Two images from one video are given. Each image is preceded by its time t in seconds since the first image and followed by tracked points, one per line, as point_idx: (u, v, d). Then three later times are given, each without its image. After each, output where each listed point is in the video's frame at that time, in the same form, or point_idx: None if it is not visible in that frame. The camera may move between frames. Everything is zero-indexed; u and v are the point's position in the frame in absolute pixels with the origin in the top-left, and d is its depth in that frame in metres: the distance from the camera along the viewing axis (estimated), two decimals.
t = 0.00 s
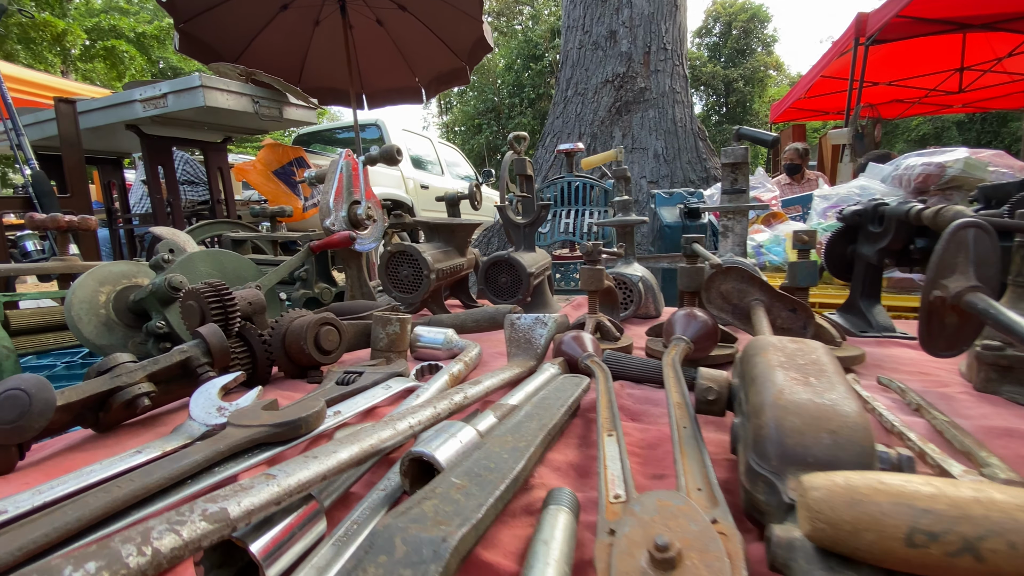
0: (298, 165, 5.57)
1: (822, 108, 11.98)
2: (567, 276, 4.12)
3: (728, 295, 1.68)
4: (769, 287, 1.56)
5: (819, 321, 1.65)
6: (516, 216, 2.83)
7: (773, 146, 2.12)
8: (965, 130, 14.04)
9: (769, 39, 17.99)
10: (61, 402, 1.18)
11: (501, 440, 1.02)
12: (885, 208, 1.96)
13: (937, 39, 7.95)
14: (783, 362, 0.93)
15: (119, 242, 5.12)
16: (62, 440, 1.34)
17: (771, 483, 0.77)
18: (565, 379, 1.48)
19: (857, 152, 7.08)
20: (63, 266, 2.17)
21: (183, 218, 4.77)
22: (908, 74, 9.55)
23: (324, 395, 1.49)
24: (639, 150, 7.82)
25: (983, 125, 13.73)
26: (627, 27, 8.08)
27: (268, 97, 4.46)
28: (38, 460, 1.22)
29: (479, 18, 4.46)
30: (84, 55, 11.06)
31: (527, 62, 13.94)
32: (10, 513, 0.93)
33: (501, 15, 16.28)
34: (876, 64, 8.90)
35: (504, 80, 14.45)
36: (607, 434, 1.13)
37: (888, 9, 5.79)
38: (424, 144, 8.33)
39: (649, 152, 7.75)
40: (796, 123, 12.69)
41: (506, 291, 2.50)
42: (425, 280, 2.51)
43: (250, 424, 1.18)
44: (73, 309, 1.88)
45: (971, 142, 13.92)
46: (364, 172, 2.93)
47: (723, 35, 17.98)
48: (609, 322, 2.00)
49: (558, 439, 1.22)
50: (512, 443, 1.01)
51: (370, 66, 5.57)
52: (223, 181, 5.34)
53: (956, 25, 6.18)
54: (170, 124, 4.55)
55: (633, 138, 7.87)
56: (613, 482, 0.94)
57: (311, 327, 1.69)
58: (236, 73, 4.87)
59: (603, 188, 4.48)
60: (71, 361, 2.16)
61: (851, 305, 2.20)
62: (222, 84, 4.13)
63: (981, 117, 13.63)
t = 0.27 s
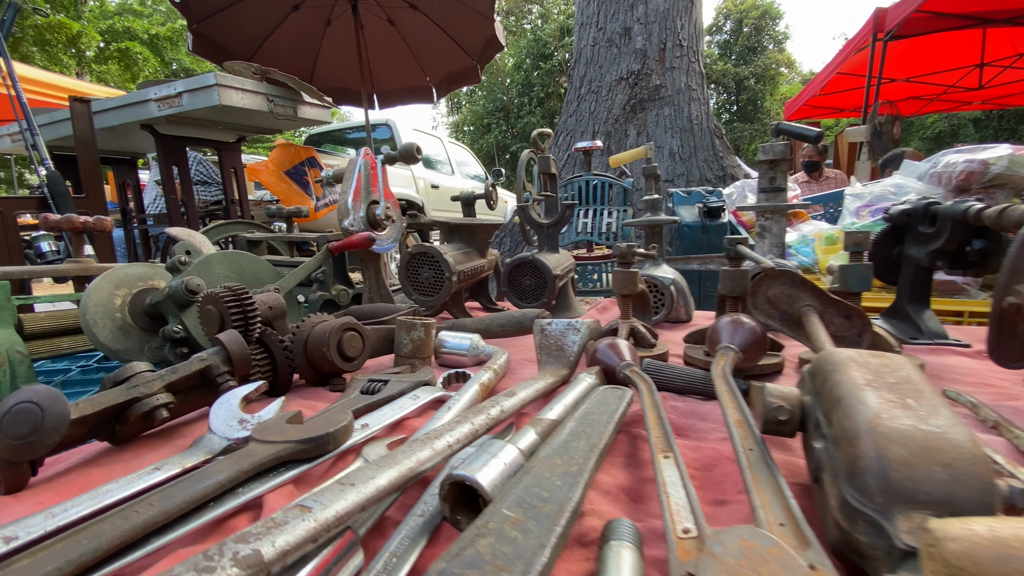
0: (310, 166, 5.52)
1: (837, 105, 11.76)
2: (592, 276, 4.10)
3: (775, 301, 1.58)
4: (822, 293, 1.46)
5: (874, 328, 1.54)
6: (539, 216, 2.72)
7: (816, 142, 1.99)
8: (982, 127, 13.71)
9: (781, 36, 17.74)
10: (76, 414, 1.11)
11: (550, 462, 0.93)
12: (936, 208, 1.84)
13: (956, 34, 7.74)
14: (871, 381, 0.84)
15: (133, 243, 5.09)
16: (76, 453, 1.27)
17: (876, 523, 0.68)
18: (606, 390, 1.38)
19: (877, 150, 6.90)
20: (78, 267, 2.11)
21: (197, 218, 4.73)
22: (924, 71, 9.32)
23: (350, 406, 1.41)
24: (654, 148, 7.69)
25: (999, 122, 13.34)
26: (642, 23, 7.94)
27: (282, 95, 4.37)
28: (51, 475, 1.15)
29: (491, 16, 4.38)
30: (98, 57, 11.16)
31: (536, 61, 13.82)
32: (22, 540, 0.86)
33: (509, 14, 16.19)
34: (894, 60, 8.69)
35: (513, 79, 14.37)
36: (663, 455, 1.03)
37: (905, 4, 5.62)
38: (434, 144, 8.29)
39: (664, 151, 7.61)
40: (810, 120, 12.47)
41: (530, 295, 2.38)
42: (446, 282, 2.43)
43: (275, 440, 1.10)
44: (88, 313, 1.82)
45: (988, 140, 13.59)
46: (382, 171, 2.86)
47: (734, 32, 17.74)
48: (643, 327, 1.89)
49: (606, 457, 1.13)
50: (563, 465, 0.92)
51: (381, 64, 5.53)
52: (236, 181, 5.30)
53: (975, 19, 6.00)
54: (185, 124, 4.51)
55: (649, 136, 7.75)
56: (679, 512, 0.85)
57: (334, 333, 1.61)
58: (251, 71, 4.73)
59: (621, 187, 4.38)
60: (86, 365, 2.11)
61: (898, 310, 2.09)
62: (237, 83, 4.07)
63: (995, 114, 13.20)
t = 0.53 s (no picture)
0: (322, 166, 5.42)
1: (854, 102, 11.51)
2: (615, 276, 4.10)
3: (832, 306, 1.46)
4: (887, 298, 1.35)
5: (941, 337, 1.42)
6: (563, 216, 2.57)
7: (864, 136, 1.94)
8: (1000, 124, 13.37)
9: (795, 32, 17.47)
10: (90, 428, 1.03)
11: (610, 490, 0.84)
12: (998, 206, 1.71)
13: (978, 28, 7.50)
14: (985, 404, 0.73)
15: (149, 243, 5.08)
16: (91, 467, 1.20)
17: (1015, 575, 0.57)
18: (653, 403, 1.28)
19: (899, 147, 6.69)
20: (94, 269, 2.05)
21: (212, 218, 4.70)
22: (942, 67, 9.06)
23: (379, 418, 1.32)
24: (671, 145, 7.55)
25: (1019, 120, 13.00)
26: (659, 19, 7.79)
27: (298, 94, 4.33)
28: (65, 492, 1.07)
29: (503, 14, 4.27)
30: (114, 59, 11.26)
31: (546, 60, 13.71)
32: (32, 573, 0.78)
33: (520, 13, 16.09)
34: (914, 56, 8.45)
35: (523, 79, 14.28)
36: (731, 481, 0.93)
37: None
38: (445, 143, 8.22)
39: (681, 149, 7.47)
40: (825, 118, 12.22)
41: (557, 297, 2.26)
42: (469, 284, 2.34)
43: (302, 458, 1.01)
44: (104, 317, 1.76)
45: (1008, 137, 13.25)
46: (402, 170, 2.78)
47: (746, 29, 17.49)
48: (683, 333, 1.78)
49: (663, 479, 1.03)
50: (626, 494, 0.83)
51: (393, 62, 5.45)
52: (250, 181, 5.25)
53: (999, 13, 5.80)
54: (200, 123, 4.46)
55: (665, 133, 7.60)
56: (763, 551, 0.74)
57: (359, 339, 1.53)
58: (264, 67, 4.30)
59: (643, 185, 4.27)
60: (102, 369, 2.05)
61: (952, 315, 1.96)
62: (253, 81, 4.01)
63: (1014, 112, 12.83)
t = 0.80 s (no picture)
0: (337, 165, 5.36)
1: (872, 99, 11.25)
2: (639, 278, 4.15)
3: (895, 313, 1.36)
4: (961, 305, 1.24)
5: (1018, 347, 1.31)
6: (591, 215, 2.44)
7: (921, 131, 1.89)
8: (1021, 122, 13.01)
9: (809, 29, 17.18)
10: (108, 445, 0.96)
11: (684, 525, 0.74)
12: None
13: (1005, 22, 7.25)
14: None
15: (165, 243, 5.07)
16: (109, 483, 1.13)
17: None
18: (706, 418, 1.19)
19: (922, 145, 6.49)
20: (111, 270, 2.00)
21: (229, 218, 4.67)
22: (965, 62, 8.79)
23: (411, 432, 1.23)
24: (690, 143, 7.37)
25: None
26: (676, 15, 7.63)
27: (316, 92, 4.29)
28: (82, 512, 1.00)
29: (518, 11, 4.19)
30: (130, 61, 11.35)
31: (557, 59, 13.61)
32: None
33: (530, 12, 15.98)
34: (936, 51, 8.21)
35: (534, 78, 14.17)
36: (812, 512, 0.83)
37: None
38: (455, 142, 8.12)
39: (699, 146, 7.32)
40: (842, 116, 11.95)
41: (586, 300, 2.16)
42: (494, 286, 2.25)
43: (334, 479, 0.93)
44: (121, 321, 1.70)
45: None
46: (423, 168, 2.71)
47: (760, 26, 17.19)
48: (726, 340, 1.68)
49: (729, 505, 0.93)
50: (702, 530, 0.73)
51: (406, 62, 5.39)
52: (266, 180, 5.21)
53: None
54: (216, 122, 4.42)
55: (683, 131, 7.42)
56: None
57: (386, 346, 1.45)
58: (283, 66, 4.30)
59: (666, 184, 4.16)
60: (119, 373, 2.00)
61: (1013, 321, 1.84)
62: (271, 78, 3.96)
63: None
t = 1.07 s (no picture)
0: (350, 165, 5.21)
1: (891, 96, 10.99)
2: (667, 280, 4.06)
3: (969, 316, 1.27)
4: None
5: None
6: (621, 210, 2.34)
7: (983, 122, 1.77)
8: None
9: (824, 25, 16.88)
10: (138, 454, 0.90)
11: (779, 557, 0.66)
12: None
13: None
14: None
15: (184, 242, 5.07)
16: (138, 493, 1.07)
17: None
18: (769, 429, 1.10)
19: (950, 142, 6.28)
20: (135, 269, 1.96)
21: (247, 217, 4.65)
22: (988, 57, 8.52)
23: (451, 442, 1.16)
24: (709, 141, 7.19)
25: None
26: (694, 10, 7.42)
27: (335, 90, 4.23)
28: (110, 524, 0.95)
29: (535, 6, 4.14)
30: (148, 63, 11.47)
31: (568, 57, 13.50)
32: None
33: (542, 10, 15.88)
34: (958, 47, 7.96)
35: (545, 77, 14.08)
36: (913, 539, 0.75)
37: None
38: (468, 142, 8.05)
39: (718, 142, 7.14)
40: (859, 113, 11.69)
41: (619, 300, 2.06)
42: (523, 286, 2.16)
43: (380, 494, 0.86)
44: (146, 321, 1.66)
45: None
46: (449, 165, 2.64)
47: (774, 23, 16.91)
48: (776, 343, 1.59)
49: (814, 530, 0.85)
50: (801, 564, 0.65)
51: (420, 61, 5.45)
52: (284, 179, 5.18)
53: None
54: (235, 120, 4.39)
55: (701, 128, 7.25)
56: None
57: (420, 348, 1.38)
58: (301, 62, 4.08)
59: (691, 180, 4.05)
60: (142, 373, 1.96)
61: None
62: (290, 76, 3.93)
63: None
